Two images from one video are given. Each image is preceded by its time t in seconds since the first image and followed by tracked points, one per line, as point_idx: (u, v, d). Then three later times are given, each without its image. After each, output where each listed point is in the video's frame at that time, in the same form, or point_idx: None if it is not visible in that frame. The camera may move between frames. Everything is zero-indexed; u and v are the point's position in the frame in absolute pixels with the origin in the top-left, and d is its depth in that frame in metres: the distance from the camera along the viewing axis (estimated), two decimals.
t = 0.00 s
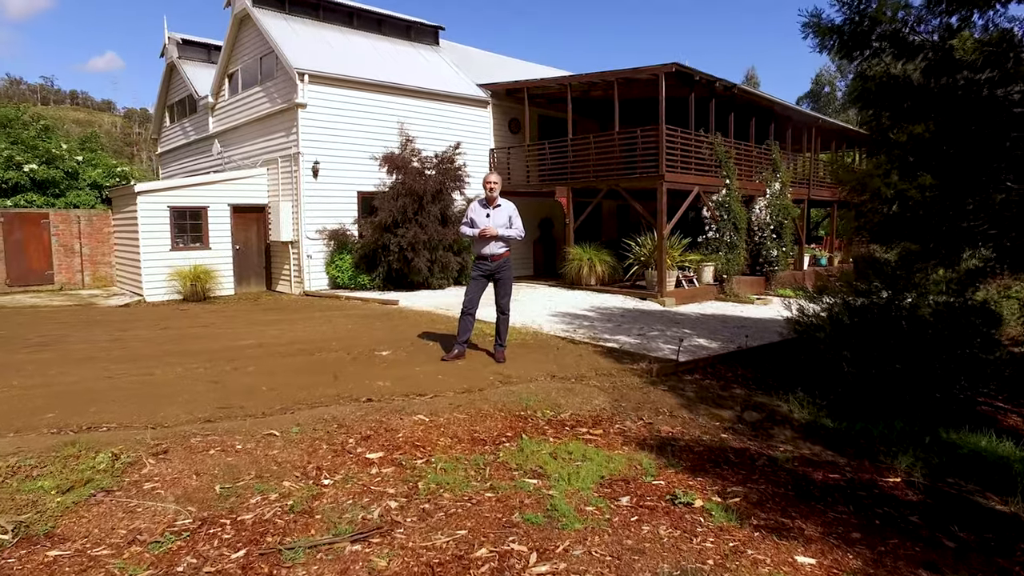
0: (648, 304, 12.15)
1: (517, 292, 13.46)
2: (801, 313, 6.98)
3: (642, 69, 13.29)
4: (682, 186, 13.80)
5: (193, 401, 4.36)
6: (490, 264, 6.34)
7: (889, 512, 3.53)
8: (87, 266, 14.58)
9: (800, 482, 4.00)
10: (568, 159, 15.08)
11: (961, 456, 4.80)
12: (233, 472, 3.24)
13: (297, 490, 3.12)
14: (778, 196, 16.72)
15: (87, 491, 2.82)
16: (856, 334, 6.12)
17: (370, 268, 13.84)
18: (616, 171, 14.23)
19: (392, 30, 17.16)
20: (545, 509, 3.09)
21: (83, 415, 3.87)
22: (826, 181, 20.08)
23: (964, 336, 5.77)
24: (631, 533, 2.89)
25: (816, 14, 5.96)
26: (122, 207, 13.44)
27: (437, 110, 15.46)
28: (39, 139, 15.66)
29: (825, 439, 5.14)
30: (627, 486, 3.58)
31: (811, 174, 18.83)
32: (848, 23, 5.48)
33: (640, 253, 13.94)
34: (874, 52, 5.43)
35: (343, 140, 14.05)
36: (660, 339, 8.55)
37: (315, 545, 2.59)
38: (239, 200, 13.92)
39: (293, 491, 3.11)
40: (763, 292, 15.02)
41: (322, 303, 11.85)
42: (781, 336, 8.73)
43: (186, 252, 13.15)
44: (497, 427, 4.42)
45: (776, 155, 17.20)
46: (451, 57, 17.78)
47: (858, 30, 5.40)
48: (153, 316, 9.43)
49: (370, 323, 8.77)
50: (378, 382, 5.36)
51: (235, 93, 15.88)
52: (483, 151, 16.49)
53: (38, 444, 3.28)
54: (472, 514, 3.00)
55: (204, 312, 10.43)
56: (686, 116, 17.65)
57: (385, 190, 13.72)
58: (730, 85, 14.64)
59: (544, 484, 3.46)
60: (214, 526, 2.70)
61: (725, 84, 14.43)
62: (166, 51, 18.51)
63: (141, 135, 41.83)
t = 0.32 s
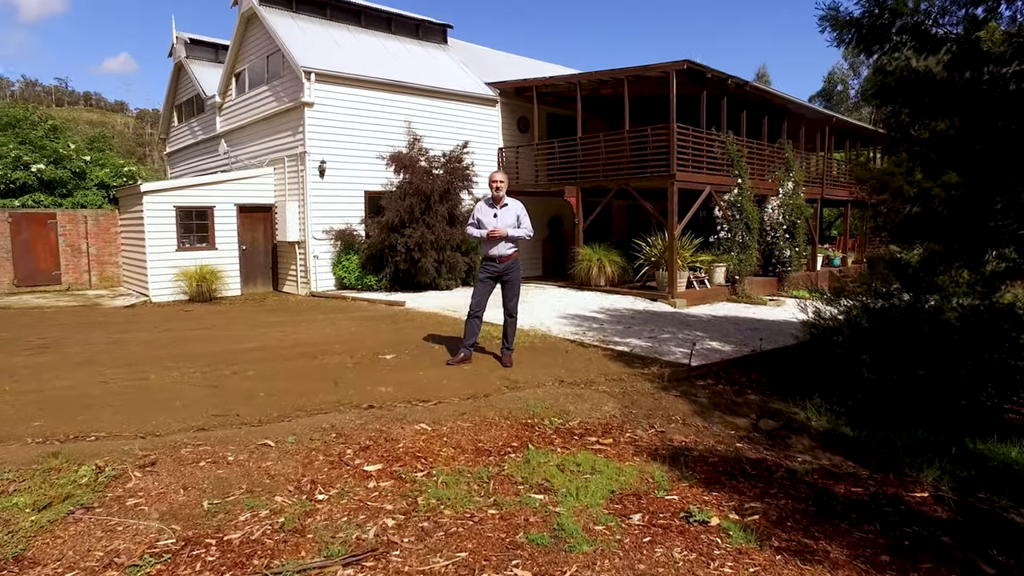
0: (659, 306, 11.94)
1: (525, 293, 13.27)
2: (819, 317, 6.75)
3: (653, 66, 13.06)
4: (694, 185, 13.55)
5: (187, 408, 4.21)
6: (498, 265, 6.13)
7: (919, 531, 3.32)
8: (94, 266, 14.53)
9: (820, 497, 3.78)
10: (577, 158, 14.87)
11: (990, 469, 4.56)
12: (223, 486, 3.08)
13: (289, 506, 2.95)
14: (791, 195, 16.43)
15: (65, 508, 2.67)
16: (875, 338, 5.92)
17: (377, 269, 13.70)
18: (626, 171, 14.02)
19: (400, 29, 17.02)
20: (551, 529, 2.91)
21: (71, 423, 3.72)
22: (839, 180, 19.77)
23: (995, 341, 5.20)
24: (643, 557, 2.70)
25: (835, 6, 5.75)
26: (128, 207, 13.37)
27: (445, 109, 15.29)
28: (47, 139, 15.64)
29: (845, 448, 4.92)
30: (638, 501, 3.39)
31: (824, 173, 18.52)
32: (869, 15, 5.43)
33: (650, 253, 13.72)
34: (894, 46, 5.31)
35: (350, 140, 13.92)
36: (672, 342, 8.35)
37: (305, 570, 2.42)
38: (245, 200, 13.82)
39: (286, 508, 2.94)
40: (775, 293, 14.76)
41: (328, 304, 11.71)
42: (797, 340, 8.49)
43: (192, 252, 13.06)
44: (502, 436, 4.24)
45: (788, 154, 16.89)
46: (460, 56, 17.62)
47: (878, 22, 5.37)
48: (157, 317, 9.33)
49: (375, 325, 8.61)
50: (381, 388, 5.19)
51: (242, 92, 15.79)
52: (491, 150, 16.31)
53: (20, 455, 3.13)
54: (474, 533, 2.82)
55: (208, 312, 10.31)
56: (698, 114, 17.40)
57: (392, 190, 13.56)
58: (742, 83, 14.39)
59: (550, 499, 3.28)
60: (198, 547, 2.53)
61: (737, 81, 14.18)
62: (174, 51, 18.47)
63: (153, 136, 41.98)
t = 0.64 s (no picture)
0: (673, 308, 11.69)
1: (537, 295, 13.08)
2: (841, 321, 6.50)
3: (667, 64, 12.81)
4: (709, 185, 13.29)
5: (185, 417, 4.07)
6: (509, 268, 5.94)
7: (957, 558, 3.10)
8: (106, 267, 14.53)
9: (848, 516, 3.56)
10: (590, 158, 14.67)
11: None
12: (215, 503, 2.92)
13: (284, 527, 2.79)
14: (808, 195, 16.10)
15: (46, 529, 2.53)
16: (901, 345, 5.62)
17: (388, 270, 13.58)
18: (639, 171, 13.79)
19: (411, 28, 16.91)
20: (560, 554, 2.74)
21: (64, 434, 3.59)
22: (857, 179, 19.37)
23: None
24: None
25: None
26: (139, 208, 13.36)
27: (456, 108, 15.14)
28: (60, 140, 15.70)
29: (871, 461, 4.69)
30: (655, 521, 3.20)
31: (842, 172, 18.15)
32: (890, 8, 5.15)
33: (665, 254, 13.48)
34: (921, 41, 5.27)
35: (360, 140, 13.80)
36: (688, 346, 8.13)
37: None
38: (256, 201, 13.75)
39: (280, 528, 2.77)
40: (792, 296, 14.47)
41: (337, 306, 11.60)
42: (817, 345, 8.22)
43: (203, 253, 13.02)
44: (511, 448, 4.06)
45: (806, 153, 16.54)
46: (471, 55, 17.47)
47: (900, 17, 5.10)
48: (165, 319, 9.24)
49: (384, 328, 8.46)
50: (386, 395, 5.02)
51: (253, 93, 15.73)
52: (503, 151, 16.15)
53: (5, 469, 3.00)
54: (479, 558, 2.65)
55: (216, 314, 10.22)
56: (713, 113, 17.12)
57: (403, 190, 13.43)
58: (758, 81, 14.11)
59: (561, 519, 3.10)
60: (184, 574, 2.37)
61: (753, 79, 13.90)
62: (186, 52, 18.49)
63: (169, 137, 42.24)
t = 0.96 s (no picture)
0: (685, 309, 11.47)
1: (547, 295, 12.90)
2: (860, 323, 6.28)
3: (680, 61, 12.60)
4: (722, 184, 13.06)
5: (184, 421, 3.96)
6: (518, 269, 5.82)
7: None
8: (115, 267, 14.53)
9: (875, 530, 3.35)
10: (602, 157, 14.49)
11: None
12: (208, 514, 2.78)
13: (279, 540, 2.65)
14: (824, 194, 15.80)
15: (27, 543, 2.41)
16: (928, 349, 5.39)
17: (397, 270, 13.46)
18: (652, 169, 13.61)
19: (420, 26, 16.80)
20: (571, 572, 2.58)
21: (58, 439, 3.48)
22: (873, 178, 19.03)
23: None
24: None
25: None
26: (149, 208, 13.33)
27: (466, 107, 14.99)
28: (71, 140, 15.72)
29: (895, 470, 4.48)
30: (671, 535, 3.03)
31: (858, 170, 17.81)
32: None
33: (677, 254, 13.26)
34: (946, 32, 5.02)
35: (370, 139, 13.70)
36: (702, 348, 7.93)
37: None
38: (265, 200, 13.69)
39: (275, 542, 2.63)
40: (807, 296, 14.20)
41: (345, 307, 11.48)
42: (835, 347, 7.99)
43: (212, 253, 12.97)
44: (520, 456, 3.90)
45: (821, 151, 16.25)
46: (481, 53, 17.34)
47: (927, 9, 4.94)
48: (171, 319, 9.16)
49: (392, 329, 8.33)
50: (392, 399, 4.88)
51: (263, 92, 15.68)
52: (514, 149, 16.00)
53: None
54: None
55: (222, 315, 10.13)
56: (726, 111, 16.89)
57: (412, 189, 13.30)
58: (773, 78, 13.86)
59: (572, 533, 2.94)
60: None
61: (768, 76, 13.66)
62: (197, 52, 18.50)
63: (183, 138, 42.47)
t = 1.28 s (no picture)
0: (693, 310, 11.26)
1: (553, 296, 12.72)
2: (875, 325, 6.03)
3: (687, 59, 12.38)
4: (730, 183, 12.84)
5: (173, 430, 3.80)
6: (522, 270, 5.62)
7: None
8: (117, 268, 14.42)
9: (902, 549, 3.15)
10: (609, 156, 14.28)
11: None
12: (190, 532, 2.61)
13: (265, 561, 2.48)
14: (834, 194, 15.55)
15: None
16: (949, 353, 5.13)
17: (401, 270, 13.31)
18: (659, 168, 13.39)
19: (425, 25, 16.65)
20: None
21: (38, 451, 3.31)
22: (884, 177, 18.72)
23: None
24: None
25: None
26: (150, 208, 13.21)
27: (471, 105, 14.84)
28: (73, 139, 15.64)
29: (917, 482, 4.27)
30: (684, 555, 2.84)
31: (868, 170, 17.54)
32: None
33: (685, 254, 13.05)
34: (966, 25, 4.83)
35: (371, 137, 13.52)
36: (711, 351, 7.73)
37: None
38: (267, 200, 13.56)
39: (260, 564, 2.45)
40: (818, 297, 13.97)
41: (347, 308, 11.33)
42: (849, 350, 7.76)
43: (213, 253, 12.84)
44: (524, 467, 3.72)
45: (831, 150, 15.98)
46: (486, 51, 17.16)
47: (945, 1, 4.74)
48: (170, 320, 9.02)
49: (394, 331, 8.16)
50: (392, 405, 4.71)
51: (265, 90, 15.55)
52: (519, 148, 15.82)
53: None
54: None
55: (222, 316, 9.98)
56: (735, 109, 16.64)
57: (416, 189, 13.13)
58: (782, 75, 13.62)
59: (579, 553, 2.76)
60: None
61: (777, 74, 13.42)
62: (200, 51, 18.40)
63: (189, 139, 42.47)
